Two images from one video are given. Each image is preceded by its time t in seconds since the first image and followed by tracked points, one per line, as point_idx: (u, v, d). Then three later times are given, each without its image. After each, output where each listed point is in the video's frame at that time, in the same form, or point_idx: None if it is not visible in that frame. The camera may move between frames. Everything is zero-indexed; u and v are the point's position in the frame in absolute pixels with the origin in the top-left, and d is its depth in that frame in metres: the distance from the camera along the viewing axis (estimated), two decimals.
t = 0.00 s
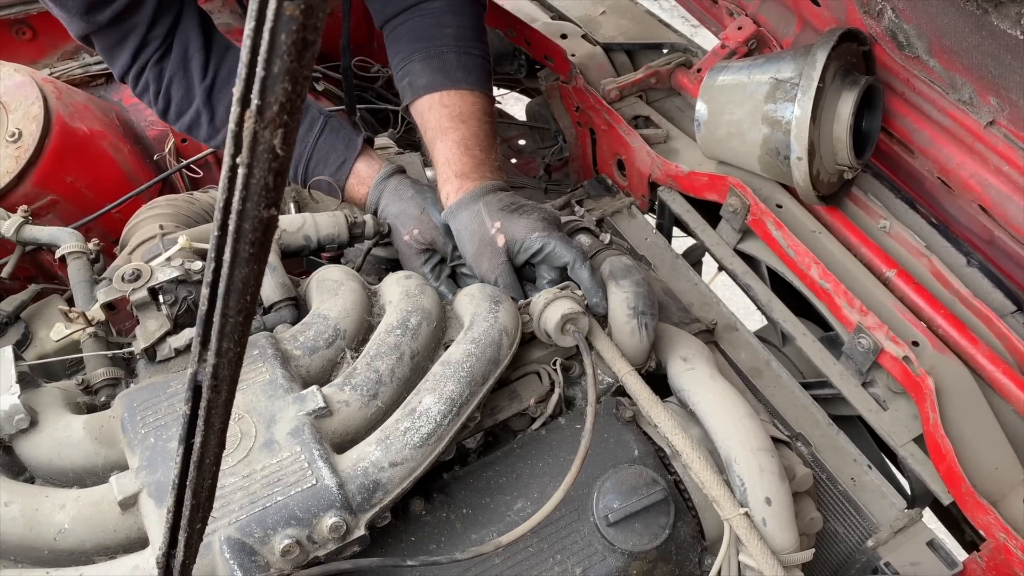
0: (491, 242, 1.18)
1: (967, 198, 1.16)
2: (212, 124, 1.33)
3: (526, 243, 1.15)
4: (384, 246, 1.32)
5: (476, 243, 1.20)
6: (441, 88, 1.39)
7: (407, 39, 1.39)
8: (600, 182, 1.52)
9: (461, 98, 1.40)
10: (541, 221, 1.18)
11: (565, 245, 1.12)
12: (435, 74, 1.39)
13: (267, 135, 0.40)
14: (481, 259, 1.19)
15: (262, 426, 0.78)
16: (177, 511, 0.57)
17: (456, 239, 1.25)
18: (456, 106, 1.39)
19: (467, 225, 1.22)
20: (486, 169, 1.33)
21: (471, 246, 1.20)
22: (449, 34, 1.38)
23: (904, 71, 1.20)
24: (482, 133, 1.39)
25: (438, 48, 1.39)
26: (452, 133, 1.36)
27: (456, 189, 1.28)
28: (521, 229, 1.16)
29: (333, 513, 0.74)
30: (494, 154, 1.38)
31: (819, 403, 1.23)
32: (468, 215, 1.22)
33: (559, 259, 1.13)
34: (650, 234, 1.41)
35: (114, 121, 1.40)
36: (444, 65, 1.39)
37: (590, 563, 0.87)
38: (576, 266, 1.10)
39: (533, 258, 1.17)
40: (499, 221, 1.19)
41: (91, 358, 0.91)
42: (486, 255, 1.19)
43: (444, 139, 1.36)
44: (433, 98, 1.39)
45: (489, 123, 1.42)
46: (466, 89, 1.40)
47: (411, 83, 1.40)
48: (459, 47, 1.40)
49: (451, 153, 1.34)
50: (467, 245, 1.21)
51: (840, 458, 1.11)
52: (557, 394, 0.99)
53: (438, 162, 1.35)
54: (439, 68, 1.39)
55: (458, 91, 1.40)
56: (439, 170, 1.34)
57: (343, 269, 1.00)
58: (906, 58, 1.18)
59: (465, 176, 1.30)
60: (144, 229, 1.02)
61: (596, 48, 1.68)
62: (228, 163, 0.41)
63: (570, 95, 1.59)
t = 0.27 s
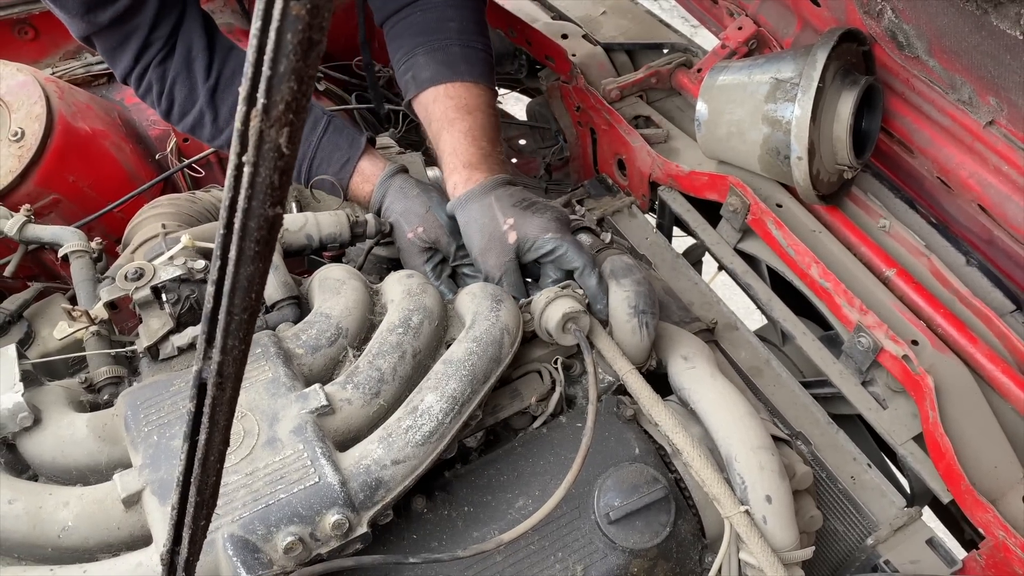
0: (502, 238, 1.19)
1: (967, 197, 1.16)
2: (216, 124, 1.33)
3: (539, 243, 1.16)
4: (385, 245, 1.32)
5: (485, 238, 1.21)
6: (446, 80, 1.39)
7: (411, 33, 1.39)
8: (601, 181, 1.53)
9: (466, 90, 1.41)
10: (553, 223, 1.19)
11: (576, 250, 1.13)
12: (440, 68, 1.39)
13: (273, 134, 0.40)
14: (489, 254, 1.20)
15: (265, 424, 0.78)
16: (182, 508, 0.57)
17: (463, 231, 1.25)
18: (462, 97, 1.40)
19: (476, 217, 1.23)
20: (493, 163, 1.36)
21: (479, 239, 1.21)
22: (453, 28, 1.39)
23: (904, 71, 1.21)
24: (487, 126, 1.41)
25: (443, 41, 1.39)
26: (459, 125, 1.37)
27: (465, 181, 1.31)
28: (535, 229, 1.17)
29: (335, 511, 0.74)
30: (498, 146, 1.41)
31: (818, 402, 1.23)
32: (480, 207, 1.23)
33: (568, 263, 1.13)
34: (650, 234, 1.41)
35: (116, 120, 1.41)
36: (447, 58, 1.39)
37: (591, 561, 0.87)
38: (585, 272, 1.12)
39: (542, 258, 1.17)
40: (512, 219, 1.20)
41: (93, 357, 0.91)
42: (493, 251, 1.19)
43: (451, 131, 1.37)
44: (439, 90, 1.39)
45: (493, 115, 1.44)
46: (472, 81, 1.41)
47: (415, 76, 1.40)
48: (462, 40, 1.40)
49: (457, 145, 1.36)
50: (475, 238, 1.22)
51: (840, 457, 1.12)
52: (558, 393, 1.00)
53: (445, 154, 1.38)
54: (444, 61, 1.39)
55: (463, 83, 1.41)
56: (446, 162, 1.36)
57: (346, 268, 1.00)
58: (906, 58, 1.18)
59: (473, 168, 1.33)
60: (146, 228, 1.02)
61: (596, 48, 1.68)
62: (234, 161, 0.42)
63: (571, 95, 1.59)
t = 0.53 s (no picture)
0: (507, 241, 1.19)
1: (967, 196, 1.16)
2: (216, 121, 1.32)
3: (544, 252, 1.16)
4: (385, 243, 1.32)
5: (491, 236, 1.21)
6: (464, 66, 1.38)
7: (432, 17, 1.39)
8: (600, 180, 1.53)
9: (485, 75, 1.38)
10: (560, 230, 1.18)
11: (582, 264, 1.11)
12: (459, 51, 1.37)
13: (273, 130, 0.40)
14: (491, 254, 1.20)
15: (264, 423, 0.78)
16: (181, 506, 0.57)
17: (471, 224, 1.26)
18: (480, 83, 1.38)
19: (484, 212, 1.24)
20: (510, 151, 1.36)
21: (485, 236, 1.21)
22: (473, 9, 1.38)
23: (905, 69, 1.21)
24: (507, 111, 1.40)
25: (462, 24, 1.38)
26: (476, 112, 1.37)
27: (479, 172, 1.32)
28: (541, 237, 1.16)
29: (335, 509, 0.74)
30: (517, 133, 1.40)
31: (819, 401, 1.23)
32: (489, 203, 1.24)
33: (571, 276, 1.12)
34: (650, 233, 1.41)
35: (116, 119, 1.40)
36: (466, 41, 1.38)
37: (591, 559, 0.87)
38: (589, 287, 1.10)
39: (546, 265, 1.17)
40: (521, 222, 1.19)
41: (93, 355, 0.91)
42: (497, 250, 1.19)
43: (469, 118, 1.37)
44: (458, 76, 1.38)
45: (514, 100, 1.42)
46: (491, 66, 1.38)
47: (436, 62, 1.40)
48: (483, 22, 1.38)
49: (474, 133, 1.36)
50: (481, 233, 1.22)
51: (840, 456, 1.12)
52: (557, 391, 1.00)
53: (462, 141, 1.38)
54: (464, 44, 1.38)
55: (483, 68, 1.38)
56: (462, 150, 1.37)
57: (348, 267, 1.00)
58: (906, 57, 1.18)
59: (488, 158, 1.33)
60: (146, 226, 1.02)
61: (596, 47, 1.68)
62: (233, 157, 0.41)
63: (570, 94, 1.59)
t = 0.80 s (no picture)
0: (510, 243, 1.17)
1: (966, 196, 1.16)
2: (210, 120, 1.32)
3: (546, 257, 1.14)
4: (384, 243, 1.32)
5: (493, 237, 1.19)
6: (468, 59, 1.36)
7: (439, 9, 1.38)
8: (600, 180, 1.53)
9: (490, 66, 1.36)
10: (563, 234, 1.16)
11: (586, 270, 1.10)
12: (463, 44, 1.36)
13: (272, 129, 0.40)
14: (493, 255, 1.19)
15: (263, 423, 0.78)
16: (180, 507, 0.57)
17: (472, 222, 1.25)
18: (485, 76, 1.35)
19: (487, 212, 1.22)
20: (515, 146, 1.34)
21: (488, 237, 1.19)
22: None
23: (904, 69, 1.21)
24: (512, 103, 1.38)
25: (465, 15, 1.35)
26: (481, 106, 1.35)
27: (483, 169, 1.30)
28: (544, 241, 1.14)
29: (334, 509, 0.74)
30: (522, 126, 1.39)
31: (818, 401, 1.23)
32: (492, 203, 1.22)
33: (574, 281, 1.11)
34: (650, 232, 1.41)
35: (115, 118, 1.40)
36: (469, 33, 1.36)
37: (591, 559, 0.87)
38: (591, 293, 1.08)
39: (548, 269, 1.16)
40: (524, 225, 1.17)
41: (92, 355, 0.91)
42: (499, 252, 1.18)
43: (475, 112, 1.36)
44: (462, 69, 1.36)
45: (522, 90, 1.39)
46: (496, 57, 1.36)
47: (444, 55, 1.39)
48: (486, 12, 1.35)
49: (480, 128, 1.35)
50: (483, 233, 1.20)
51: (839, 456, 1.12)
52: (557, 391, 1.00)
53: (468, 136, 1.37)
54: (467, 37, 1.36)
55: (487, 59, 1.36)
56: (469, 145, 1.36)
57: (347, 267, 1.00)
58: (906, 56, 1.18)
59: (493, 155, 1.31)
60: (145, 225, 1.02)
61: (596, 46, 1.68)
62: (233, 157, 0.41)
63: (570, 93, 1.59)
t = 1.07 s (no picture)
0: (513, 240, 1.17)
1: (966, 195, 1.16)
2: (214, 117, 1.31)
3: (551, 253, 1.15)
4: (383, 242, 1.32)
5: (496, 234, 1.19)
6: (468, 52, 1.36)
7: None
8: (599, 179, 1.52)
9: (490, 60, 1.36)
10: (567, 231, 1.16)
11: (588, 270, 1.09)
12: (462, 36, 1.36)
13: (270, 127, 0.39)
14: (495, 252, 1.19)
15: (262, 421, 0.78)
16: (179, 506, 0.57)
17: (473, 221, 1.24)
18: (485, 70, 1.35)
19: (490, 210, 1.20)
20: (517, 142, 1.33)
21: (491, 233, 1.19)
22: None
23: (903, 68, 1.21)
24: (514, 97, 1.36)
25: (464, 6, 1.37)
26: (482, 101, 1.34)
27: (484, 167, 1.28)
28: (549, 239, 1.15)
29: (333, 508, 0.74)
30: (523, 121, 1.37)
31: (817, 400, 1.23)
32: (496, 201, 1.20)
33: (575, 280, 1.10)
34: (649, 231, 1.41)
35: (113, 117, 1.40)
36: (468, 25, 1.36)
37: (590, 558, 0.87)
38: (593, 293, 1.07)
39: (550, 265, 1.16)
40: (529, 223, 1.17)
41: (90, 354, 0.90)
42: (502, 248, 1.18)
43: (476, 108, 1.35)
44: (463, 64, 1.37)
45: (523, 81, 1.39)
46: (494, 50, 1.36)
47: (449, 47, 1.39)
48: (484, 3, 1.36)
49: (482, 123, 1.34)
50: (486, 230, 1.20)
51: (839, 454, 1.12)
52: (556, 390, 1.00)
53: (470, 132, 1.35)
54: (467, 28, 1.36)
55: (486, 52, 1.36)
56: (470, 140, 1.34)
57: (347, 266, 1.00)
58: (905, 55, 1.18)
59: (493, 150, 1.30)
60: (143, 224, 1.02)
61: (595, 45, 1.68)
62: (230, 155, 0.41)
63: (569, 92, 1.58)
